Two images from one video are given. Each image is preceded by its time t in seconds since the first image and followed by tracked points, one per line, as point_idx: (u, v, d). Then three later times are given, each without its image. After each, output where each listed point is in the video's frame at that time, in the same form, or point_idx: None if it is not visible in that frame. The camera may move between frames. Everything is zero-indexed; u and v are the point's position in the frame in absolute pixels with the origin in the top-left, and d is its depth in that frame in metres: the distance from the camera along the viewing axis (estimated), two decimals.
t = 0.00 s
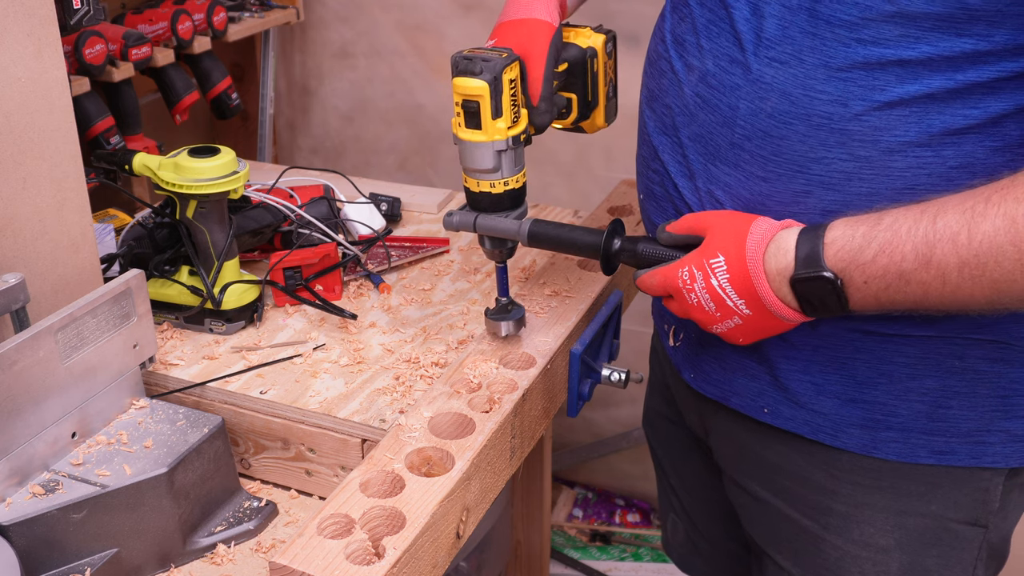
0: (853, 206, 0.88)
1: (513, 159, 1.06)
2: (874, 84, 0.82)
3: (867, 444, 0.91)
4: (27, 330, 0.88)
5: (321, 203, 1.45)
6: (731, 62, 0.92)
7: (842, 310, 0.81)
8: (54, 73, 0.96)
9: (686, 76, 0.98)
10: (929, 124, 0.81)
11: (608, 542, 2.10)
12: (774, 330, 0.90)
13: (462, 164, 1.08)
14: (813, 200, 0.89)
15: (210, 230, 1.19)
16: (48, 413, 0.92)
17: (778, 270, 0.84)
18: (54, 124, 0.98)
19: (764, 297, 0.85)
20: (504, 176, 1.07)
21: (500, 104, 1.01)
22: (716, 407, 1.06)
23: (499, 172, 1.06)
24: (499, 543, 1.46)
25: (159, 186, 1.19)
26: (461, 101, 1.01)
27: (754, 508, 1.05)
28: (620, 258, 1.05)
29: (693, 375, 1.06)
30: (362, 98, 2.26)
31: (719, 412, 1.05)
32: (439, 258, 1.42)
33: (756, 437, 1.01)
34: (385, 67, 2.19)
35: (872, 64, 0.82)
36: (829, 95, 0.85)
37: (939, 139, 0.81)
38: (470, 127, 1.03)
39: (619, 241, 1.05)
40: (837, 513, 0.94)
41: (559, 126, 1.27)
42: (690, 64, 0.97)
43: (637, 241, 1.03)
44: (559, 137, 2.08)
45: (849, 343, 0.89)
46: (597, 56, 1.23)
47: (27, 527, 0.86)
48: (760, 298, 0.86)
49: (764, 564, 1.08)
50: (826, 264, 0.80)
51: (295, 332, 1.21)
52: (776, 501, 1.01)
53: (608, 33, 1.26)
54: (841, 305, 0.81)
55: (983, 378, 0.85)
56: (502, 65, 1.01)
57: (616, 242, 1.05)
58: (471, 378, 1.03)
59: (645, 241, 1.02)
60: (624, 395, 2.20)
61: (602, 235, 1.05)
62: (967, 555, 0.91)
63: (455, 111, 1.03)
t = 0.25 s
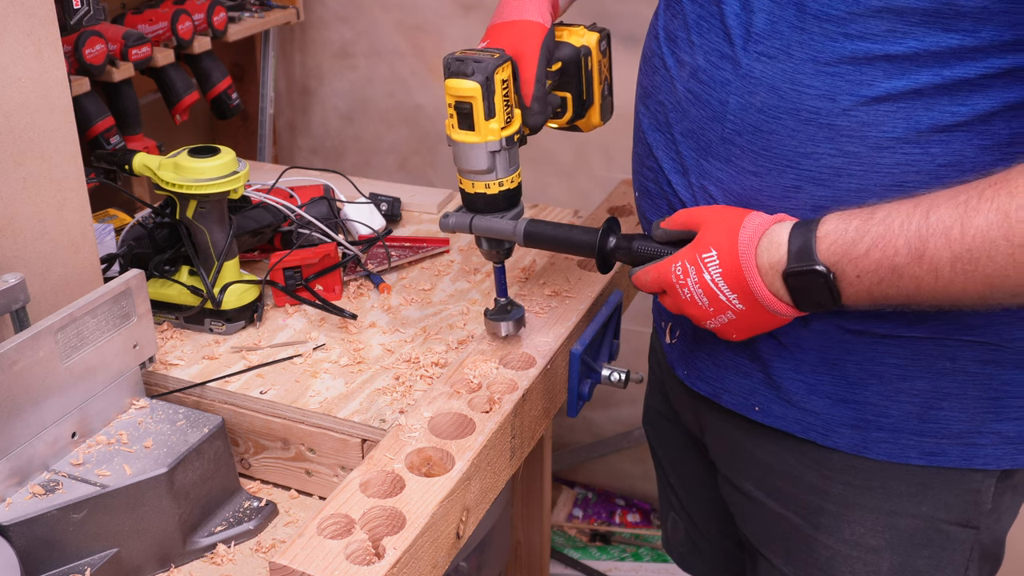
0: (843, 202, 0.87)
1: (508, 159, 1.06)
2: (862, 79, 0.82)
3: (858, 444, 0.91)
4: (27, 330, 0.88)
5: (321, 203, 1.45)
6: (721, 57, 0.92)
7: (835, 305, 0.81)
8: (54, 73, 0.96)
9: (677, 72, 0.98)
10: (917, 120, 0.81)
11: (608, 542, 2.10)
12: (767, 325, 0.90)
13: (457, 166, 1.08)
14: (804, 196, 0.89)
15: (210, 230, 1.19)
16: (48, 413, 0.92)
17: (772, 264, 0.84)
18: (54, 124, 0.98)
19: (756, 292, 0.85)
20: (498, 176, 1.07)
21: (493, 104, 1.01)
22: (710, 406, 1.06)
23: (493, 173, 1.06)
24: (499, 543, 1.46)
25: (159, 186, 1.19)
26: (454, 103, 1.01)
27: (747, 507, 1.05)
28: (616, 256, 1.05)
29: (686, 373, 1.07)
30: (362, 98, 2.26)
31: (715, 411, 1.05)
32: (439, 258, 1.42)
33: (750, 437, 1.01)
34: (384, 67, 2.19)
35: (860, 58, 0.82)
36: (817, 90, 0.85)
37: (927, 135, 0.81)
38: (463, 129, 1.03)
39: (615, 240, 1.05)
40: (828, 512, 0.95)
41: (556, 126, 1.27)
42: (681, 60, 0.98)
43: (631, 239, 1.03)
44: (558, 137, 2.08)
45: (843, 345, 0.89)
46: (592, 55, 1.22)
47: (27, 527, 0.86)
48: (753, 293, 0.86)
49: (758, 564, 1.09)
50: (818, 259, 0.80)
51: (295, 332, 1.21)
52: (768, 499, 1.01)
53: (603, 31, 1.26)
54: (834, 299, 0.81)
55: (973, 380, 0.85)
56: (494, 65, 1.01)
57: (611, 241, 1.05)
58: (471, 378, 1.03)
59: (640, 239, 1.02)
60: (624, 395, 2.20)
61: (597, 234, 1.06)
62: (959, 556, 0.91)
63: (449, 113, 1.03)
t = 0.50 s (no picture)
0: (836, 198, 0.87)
1: (508, 158, 1.06)
2: (853, 74, 0.82)
3: (855, 447, 0.91)
4: (27, 330, 0.88)
5: (321, 203, 1.45)
6: (715, 53, 0.92)
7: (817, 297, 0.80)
8: (55, 73, 0.96)
9: (672, 69, 0.98)
10: (908, 116, 0.81)
11: (608, 542, 2.10)
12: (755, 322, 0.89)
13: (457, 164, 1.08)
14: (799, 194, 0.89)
15: (210, 230, 1.19)
16: (48, 413, 0.92)
17: (753, 253, 0.83)
18: (54, 124, 0.97)
19: (738, 283, 0.84)
20: (499, 175, 1.07)
21: (494, 103, 1.01)
22: (709, 407, 1.06)
23: (493, 172, 1.06)
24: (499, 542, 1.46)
25: (159, 186, 1.19)
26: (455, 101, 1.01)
27: (746, 509, 1.06)
28: (616, 255, 1.05)
29: (685, 374, 1.07)
30: (362, 98, 2.26)
31: (714, 413, 1.05)
32: (439, 258, 1.42)
33: (748, 439, 1.01)
34: (385, 67, 2.19)
35: (851, 53, 0.82)
36: (809, 84, 0.84)
37: (919, 132, 0.81)
38: (464, 127, 1.03)
39: (614, 239, 1.05)
40: (826, 516, 0.95)
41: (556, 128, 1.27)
42: (677, 56, 0.98)
43: (629, 239, 1.03)
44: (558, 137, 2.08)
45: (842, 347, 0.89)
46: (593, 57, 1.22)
47: (27, 527, 0.86)
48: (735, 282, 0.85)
49: (756, 565, 1.09)
50: (801, 246, 0.78)
51: (295, 332, 1.21)
52: (767, 502, 1.02)
53: (604, 33, 1.26)
54: (818, 288, 0.79)
55: (971, 384, 0.85)
56: (494, 64, 1.01)
57: (611, 240, 1.06)
58: (471, 379, 1.03)
59: (639, 238, 1.02)
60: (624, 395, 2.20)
61: (598, 233, 1.06)
62: (955, 559, 0.91)
63: (450, 112, 1.04)
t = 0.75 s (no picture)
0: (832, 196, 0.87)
1: (513, 152, 1.06)
2: (846, 72, 0.82)
3: (854, 436, 0.91)
4: (27, 330, 0.88)
5: (321, 203, 1.45)
6: (712, 51, 0.92)
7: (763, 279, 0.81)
8: (54, 73, 0.96)
9: (672, 67, 0.98)
10: (901, 113, 0.80)
11: (608, 542, 2.10)
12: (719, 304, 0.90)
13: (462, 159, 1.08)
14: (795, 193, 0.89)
15: (210, 230, 1.19)
16: (48, 412, 0.92)
17: (699, 237, 0.84)
18: (54, 124, 0.97)
19: (688, 267, 0.86)
20: (504, 169, 1.07)
21: (500, 96, 1.01)
22: (711, 403, 1.06)
23: (498, 166, 1.06)
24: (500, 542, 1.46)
25: (159, 186, 1.19)
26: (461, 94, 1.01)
27: (746, 505, 1.06)
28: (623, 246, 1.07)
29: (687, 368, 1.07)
30: (362, 98, 2.26)
31: (716, 408, 1.05)
32: (439, 258, 1.42)
33: (750, 436, 1.02)
34: (385, 67, 2.19)
35: (843, 51, 0.82)
36: (803, 82, 0.84)
37: (913, 129, 0.81)
38: (471, 121, 1.03)
39: (621, 229, 1.08)
40: (827, 512, 0.96)
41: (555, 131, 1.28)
42: (676, 55, 0.98)
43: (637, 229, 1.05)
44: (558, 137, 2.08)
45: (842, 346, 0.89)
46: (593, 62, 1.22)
47: (27, 527, 0.86)
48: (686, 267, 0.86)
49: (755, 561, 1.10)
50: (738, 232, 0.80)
51: (295, 332, 1.21)
52: (768, 499, 1.02)
53: (603, 39, 1.26)
54: (758, 273, 0.80)
55: (971, 384, 0.84)
56: (501, 57, 1.01)
57: (618, 231, 1.08)
58: (471, 378, 1.03)
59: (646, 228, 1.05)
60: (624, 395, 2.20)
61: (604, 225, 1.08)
62: (955, 558, 0.91)
63: (456, 106, 1.04)
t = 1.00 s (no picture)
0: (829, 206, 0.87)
1: (524, 151, 1.06)
2: (841, 86, 0.82)
3: (852, 432, 0.91)
4: (27, 330, 0.88)
5: (321, 203, 1.45)
6: (711, 63, 0.92)
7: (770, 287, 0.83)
8: (55, 73, 0.96)
9: (672, 77, 0.98)
10: (897, 126, 0.81)
11: (608, 542, 2.10)
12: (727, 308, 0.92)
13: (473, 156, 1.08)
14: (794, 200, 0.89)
15: (210, 230, 1.19)
16: (48, 413, 0.92)
17: (705, 246, 0.86)
18: (54, 124, 0.97)
19: (697, 275, 0.88)
20: (514, 168, 1.07)
21: (513, 93, 1.01)
22: (710, 396, 1.06)
23: (509, 164, 1.06)
24: (499, 542, 1.46)
25: (159, 186, 1.19)
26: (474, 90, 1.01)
27: (744, 501, 1.06)
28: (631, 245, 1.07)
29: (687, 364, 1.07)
30: (362, 98, 2.26)
31: (718, 402, 1.05)
32: (439, 258, 1.42)
33: (750, 430, 1.02)
34: (385, 67, 2.19)
35: (839, 66, 0.82)
36: (800, 96, 0.85)
37: (909, 141, 0.81)
38: (482, 117, 1.03)
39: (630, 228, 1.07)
40: (824, 507, 0.96)
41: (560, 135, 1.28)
42: (676, 65, 0.98)
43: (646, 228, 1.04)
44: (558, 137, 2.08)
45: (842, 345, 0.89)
46: (600, 68, 1.23)
47: (27, 527, 0.86)
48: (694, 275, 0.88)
49: (752, 554, 1.10)
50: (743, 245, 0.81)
51: (295, 332, 1.21)
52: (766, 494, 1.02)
53: (610, 45, 1.26)
54: (762, 283, 0.82)
55: (970, 383, 0.84)
56: (515, 56, 1.01)
57: (627, 230, 1.07)
58: (471, 378, 1.03)
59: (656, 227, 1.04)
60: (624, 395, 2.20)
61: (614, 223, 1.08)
62: (953, 554, 0.91)
63: (468, 101, 1.04)
